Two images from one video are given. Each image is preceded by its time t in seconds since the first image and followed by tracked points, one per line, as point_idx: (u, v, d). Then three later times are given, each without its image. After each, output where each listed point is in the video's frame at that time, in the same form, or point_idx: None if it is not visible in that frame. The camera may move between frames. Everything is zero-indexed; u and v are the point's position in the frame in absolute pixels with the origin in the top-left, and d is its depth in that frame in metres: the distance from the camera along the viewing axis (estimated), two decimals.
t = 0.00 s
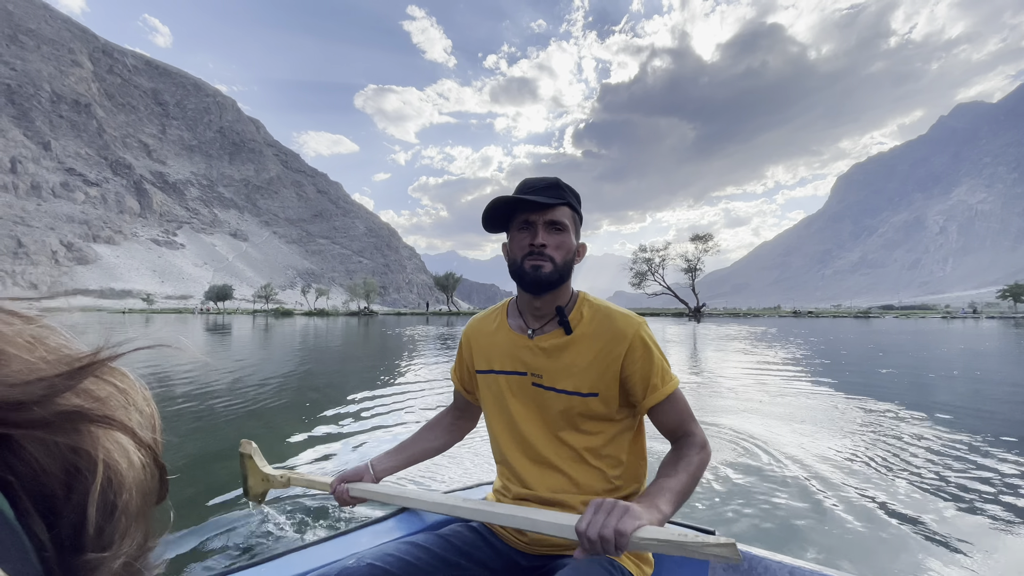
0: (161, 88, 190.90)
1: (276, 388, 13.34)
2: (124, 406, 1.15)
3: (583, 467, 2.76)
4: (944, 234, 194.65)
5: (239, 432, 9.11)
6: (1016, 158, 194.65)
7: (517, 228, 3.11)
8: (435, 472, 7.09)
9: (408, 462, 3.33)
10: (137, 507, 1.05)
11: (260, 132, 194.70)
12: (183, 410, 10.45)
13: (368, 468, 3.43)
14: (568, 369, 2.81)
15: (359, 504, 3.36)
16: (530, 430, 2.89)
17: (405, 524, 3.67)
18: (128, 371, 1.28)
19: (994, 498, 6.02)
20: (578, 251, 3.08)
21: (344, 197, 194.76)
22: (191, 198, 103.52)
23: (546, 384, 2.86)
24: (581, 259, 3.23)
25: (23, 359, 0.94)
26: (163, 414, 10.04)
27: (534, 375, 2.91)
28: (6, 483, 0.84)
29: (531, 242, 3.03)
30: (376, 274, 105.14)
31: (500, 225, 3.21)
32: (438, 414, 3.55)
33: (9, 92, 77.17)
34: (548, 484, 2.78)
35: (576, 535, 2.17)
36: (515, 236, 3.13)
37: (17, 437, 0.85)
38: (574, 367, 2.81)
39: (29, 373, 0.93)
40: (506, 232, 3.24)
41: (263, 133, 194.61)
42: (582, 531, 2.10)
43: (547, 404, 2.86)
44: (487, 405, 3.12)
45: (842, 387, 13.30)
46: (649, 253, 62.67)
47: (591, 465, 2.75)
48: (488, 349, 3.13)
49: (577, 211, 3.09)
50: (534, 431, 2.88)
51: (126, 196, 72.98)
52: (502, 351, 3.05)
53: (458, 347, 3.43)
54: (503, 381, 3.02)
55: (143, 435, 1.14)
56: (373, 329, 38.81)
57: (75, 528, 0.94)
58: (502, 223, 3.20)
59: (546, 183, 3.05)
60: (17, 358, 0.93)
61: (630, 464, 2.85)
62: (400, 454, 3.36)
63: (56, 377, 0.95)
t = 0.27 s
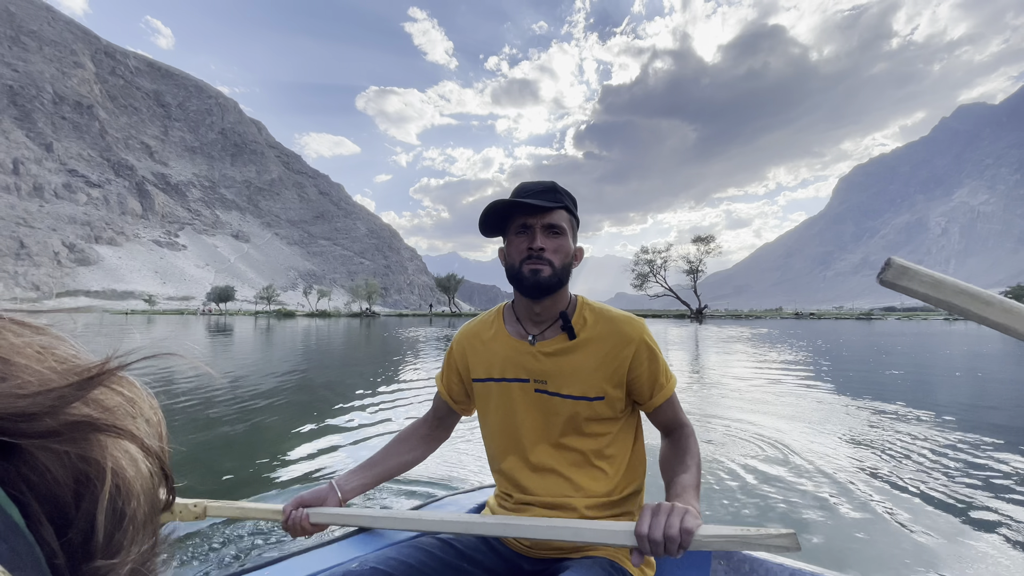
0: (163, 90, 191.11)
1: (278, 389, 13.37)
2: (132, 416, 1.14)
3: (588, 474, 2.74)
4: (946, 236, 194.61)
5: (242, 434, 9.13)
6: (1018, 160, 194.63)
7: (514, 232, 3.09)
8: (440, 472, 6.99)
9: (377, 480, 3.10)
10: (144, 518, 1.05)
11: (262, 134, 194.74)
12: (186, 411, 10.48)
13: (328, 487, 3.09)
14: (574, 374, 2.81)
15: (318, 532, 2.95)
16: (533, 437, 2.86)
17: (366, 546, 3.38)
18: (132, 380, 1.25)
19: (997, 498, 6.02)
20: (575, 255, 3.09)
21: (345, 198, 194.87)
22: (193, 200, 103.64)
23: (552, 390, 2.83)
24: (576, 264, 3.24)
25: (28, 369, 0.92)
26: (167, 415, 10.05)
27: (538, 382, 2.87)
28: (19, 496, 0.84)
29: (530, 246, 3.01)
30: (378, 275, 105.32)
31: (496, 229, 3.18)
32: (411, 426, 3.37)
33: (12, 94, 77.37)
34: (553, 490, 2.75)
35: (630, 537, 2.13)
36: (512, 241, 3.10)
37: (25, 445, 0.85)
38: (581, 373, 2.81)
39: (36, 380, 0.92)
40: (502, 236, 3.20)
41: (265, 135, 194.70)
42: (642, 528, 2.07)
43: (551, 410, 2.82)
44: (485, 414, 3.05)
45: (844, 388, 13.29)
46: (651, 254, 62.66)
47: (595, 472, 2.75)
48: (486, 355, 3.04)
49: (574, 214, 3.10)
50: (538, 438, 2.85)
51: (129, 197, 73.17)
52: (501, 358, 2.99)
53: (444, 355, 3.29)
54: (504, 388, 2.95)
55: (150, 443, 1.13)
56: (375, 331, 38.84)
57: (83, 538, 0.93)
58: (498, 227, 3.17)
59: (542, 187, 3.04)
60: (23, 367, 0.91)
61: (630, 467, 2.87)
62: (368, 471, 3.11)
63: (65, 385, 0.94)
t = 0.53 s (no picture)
0: (165, 91, 191.20)
1: (280, 390, 13.38)
2: (127, 420, 1.15)
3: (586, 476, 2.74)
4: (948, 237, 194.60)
5: (242, 435, 9.12)
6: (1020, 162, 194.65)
7: (499, 234, 3.08)
8: (441, 474, 6.92)
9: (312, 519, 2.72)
10: (137, 522, 1.06)
11: (264, 135, 194.72)
12: (187, 412, 10.48)
13: (248, 531, 2.70)
14: (569, 377, 2.80)
15: None
16: (528, 443, 2.83)
17: None
18: (124, 385, 1.26)
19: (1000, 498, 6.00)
20: (560, 256, 3.11)
21: (347, 200, 194.93)
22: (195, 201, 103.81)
23: (548, 394, 2.80)
24: (561, 266, 3.25)
25: (17, 372, 0.92)
26: (168, 417, 10.06)
27: (532, 388, 2.83)
28: (9, 500, 0.84)
29: (515, 247, 3.00)
30: (379, 276, 105.51)
31: (479, 232, 3.18)
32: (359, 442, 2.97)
33: (15, 96, 77.55)
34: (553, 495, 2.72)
35: (604, 474, 2.14)
36: (496, 244, 3.09)
37: (15, 452, 0.85)
38: (575, 373, 2.82)
39: (31, 383, 0.92)
40: (486, 239, 3.20)
41: (267, 136, 194.67)
42: (608, 455, 2.13)
43: (546, 416, 2.80)
44: (475, 424, 2.97)
45: (846, 390, 13.30)
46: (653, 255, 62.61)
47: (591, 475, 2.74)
48: (476, 363, 2.96)
49: (556, 214, 3.11)
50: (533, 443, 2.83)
51: (131, 198, 73.27)
52: (490, 364, 2.93)
53: (422, 365, 3.16)
54: (499, 396, 2.87)
55: (141, 446, 1.14)
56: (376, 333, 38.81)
57: (72, 546, 0.93)
58: (481, 230, 3.16)
59: (524, 189, 3.05)
60: (14, 371, 0.92)
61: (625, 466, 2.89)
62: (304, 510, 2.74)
63: (55, 391, 0.94)
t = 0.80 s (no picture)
0: (168, 93, 191.37)
1: (280, 390, 13.41)
2: (111, 418, 1.16)
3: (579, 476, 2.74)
4: (950, 237, 194.55)
5: (242, 435, 9.15)
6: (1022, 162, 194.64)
7: (483, 235, 3.08)
8: (442, 476, 6.90)
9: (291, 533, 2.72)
10: (121, 525, 1.06)
11: (265, 136, 194.74)
12: (187, 413, 10.51)
13: (234, 552, 2.73)
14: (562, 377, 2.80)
15: None
16: (522, 444, 2.84)
17: None
18: (110, 385, 1.27)
19: (1000, 497, 6.01)
20: (546, 255, 3.09)
21: (349, 201, 194.96)
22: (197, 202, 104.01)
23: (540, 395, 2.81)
24: (547, 265, 3.23)
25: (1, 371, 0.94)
26: (169, 417, 10.10)
27: (524, 390, 2.84)
28: None
29: (500, 246, 2.99)
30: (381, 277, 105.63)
31: (464, 233, 3.18)
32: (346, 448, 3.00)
33: (18, 98, 77.76)
34: (549, 495, 2.73)
35: (554, 404, 2.06)
36: (481, 244, 3.08)
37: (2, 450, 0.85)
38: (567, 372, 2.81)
39: (17, 384, 0.94)
40: (471, 241, 3.19)
41: (269, 138, 194.63)
42: (556, 381, 2.03)
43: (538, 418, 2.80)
44: (467, 428, 2.96)
45: (847, 389, 13.31)
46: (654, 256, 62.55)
47: (584, 474, 2.75)
48: (467, 366, 2.95)
49: (540, 214, 3.10)
50: (527, 447, 2.83)
51: (133, 200, 73.46)
52: (479, 366, 2.91)
53: (411, 373, 3.15)
54: (490, 400, 2.86)
55: (129, 446, 1.16)
56: (378, 334, 38.80)
57: (58, 545, 0.94)
58: (466, 232, 3.17)
59: (508, 189, 3.04)
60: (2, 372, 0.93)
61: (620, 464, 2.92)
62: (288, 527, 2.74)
63: (39, 390, 0.96)
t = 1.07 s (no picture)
0: (169, 95, 191.57)
1: (281, 391, 13.48)
2: (97, 421, 1.16)
3: (574, 478, 2.74)
4: (952, 237, 194.54)
5: (243, 435, 9.20)
6: None
7: (474, 236, 3.10)
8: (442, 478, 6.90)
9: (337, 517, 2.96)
10: (107, 528, 1.06)
11: (267, 138, 194.75)
12: (190, 413, 10.60)
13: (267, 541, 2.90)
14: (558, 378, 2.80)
15: None
16: (518, 445, 2.84)
17: None
18: (103, 384, 1.30)
19: (1000, 496, 6.01)
20: (537, 256, 3.09)
21: (350, 202, 194.99)
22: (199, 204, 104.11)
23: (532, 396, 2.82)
24: (540, 266, 3.24)
25: None
26: (171, 417, 10.17)
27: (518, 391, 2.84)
28: None
29: (491, 247, 3.00)
30: (382, 278, 105.75)
31: (456, 236, 3.21)
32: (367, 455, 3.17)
33: (21, 100, 78.04)
34: (544, 497, 2.74)
35: (523, 392, 2.11)
36: (472, 246, 3.10)
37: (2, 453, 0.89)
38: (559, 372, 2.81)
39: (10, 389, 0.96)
40: (463, 243, 3.23)
41: (270, 139, 194.67)
42: (525, 366, 2.05)
43: (533, 419, 2.82)
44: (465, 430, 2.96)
45: (849, 390, 13.29)
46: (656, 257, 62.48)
47: (580, 476, 2.74)
48: (460, 368, 2.96)
49: (531, 215, 3.11)
50: (522, 447, 2.83)
51: (135, 202, 73.65)
52: (473, 368, 2.91)
53: (415, 375, 3.19)
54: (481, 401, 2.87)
55: (117, 451, 1.17)
56: (379, 334, 38.83)
57: (41, 552, 0.94)
58: (458, 235, 3.21)
59: (498, 191, 3.06)
60: None
61: (619, 466, 2.93)
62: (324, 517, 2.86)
63: (25, 391, 0.97)
